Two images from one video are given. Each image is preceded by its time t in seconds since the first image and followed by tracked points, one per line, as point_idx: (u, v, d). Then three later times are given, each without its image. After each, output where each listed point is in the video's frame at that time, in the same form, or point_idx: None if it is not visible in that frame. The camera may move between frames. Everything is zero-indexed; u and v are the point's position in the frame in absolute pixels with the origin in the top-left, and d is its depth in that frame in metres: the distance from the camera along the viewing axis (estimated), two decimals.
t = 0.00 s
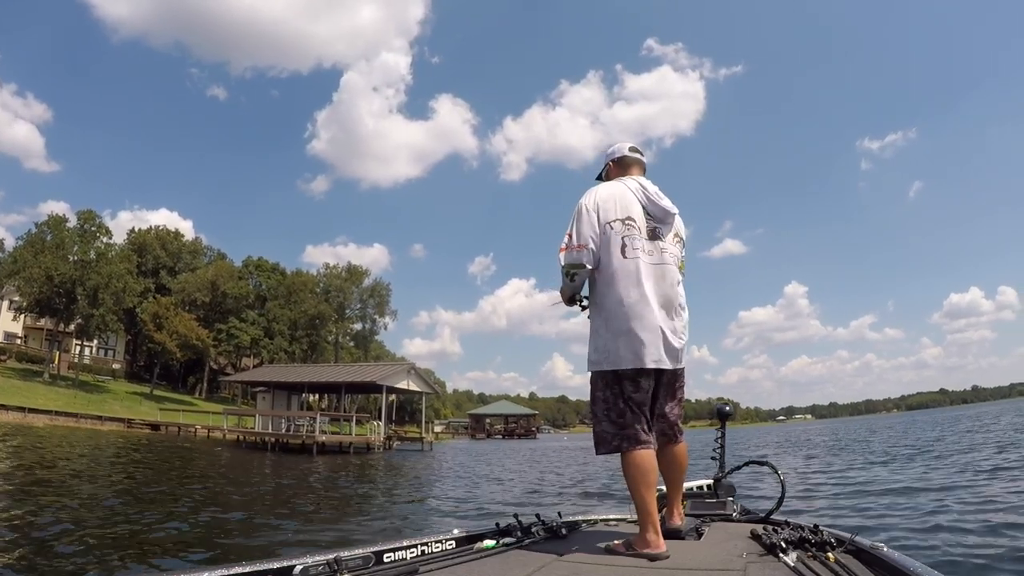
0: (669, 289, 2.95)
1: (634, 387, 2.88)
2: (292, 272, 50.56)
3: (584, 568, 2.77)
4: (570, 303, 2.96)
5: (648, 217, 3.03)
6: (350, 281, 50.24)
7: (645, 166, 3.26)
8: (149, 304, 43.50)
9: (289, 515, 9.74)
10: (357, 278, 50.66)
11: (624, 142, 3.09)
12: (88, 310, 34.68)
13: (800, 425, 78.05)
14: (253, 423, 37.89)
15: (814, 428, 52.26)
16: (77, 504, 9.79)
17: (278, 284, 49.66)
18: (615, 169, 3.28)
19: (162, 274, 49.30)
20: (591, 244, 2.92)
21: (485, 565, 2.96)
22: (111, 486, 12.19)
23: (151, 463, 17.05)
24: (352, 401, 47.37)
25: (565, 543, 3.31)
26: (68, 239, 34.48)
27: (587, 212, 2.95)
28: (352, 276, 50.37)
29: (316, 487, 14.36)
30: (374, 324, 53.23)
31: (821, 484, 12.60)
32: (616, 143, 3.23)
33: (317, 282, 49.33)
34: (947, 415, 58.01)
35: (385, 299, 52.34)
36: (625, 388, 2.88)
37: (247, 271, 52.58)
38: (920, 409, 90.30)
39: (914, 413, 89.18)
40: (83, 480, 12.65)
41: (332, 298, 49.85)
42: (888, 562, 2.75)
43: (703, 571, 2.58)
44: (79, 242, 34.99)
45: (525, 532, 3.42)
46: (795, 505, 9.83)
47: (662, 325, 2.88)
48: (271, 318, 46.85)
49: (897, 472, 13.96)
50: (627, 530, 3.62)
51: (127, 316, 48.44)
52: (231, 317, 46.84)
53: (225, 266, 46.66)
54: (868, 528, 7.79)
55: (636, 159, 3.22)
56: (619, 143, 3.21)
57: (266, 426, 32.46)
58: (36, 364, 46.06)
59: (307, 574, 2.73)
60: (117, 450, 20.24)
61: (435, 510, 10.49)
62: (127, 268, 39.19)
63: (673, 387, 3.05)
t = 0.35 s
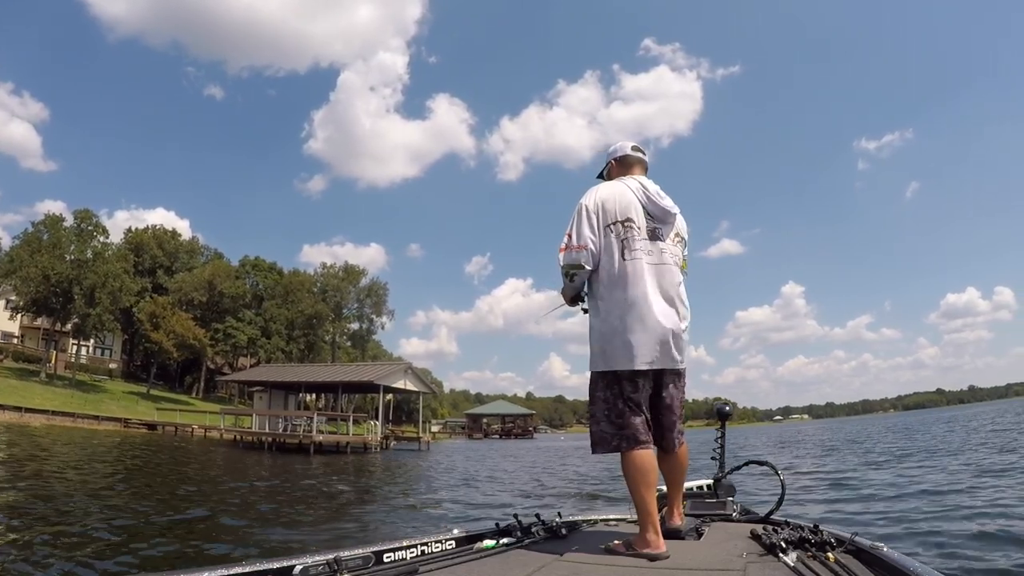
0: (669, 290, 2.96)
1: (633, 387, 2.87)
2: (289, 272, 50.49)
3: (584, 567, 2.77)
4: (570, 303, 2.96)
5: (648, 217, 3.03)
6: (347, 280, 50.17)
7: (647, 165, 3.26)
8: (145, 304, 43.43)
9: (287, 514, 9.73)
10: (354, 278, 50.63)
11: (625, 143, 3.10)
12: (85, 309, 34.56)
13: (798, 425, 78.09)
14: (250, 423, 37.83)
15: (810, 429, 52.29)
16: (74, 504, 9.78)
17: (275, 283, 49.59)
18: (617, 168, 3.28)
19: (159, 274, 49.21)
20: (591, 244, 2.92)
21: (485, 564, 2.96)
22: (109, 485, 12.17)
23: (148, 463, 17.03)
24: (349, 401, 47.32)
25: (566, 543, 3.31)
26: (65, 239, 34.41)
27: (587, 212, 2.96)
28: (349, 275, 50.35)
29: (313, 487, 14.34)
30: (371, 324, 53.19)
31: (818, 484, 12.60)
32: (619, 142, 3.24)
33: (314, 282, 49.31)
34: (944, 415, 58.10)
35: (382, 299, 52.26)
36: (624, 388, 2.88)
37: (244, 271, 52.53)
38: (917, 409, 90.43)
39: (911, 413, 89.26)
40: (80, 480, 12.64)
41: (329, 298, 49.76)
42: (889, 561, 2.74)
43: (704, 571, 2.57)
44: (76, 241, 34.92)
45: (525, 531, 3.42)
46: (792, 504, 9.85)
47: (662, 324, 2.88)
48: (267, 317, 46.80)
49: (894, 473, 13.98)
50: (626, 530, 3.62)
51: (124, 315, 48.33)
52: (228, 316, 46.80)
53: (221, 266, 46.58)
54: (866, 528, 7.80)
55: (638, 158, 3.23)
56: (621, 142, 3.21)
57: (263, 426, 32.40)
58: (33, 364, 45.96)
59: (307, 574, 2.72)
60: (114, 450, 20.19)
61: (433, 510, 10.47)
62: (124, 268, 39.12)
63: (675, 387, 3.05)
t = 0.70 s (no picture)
0: (671, 289, 2.95)
1: (632, 387, 2.87)
2: (286, 272, 50.42)
3: (584, 567, 2.76)
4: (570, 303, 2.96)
5: (649, 217, 3.03)
6: (345, 280, 50.13)
7: (647, 166, 3.26)
8: (143, 304, 43.37)
9: (285, 515, 9.71)
10: (352, 278, 50.58)
11: (626, 142, 3.09)
12: (82, 309, 34.53)
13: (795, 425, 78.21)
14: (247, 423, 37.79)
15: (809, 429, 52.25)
16: (72, 503, 9.76)
17: (272, 283, 49.53)
18: (616, 169, 3.28)
19: (156, 273, 49.14)
20: (591, 244, 2.92)
21: (485, 565, 2.96)
22: (106, 485, 12.17)
23: (145, 463, 17.01)
24: (347, 401, 47.26)
25: (565, 543, 3.31)
26: (62, 238, 34.35)
27: (587, 213, 2.95)
28: (347, 276, 50.29)
29: (311, 487, 14.34)
30: (368, 324, 53.14)
31: (817, 484, 12.61)
32: (618, 142, 3.23)
33: (312, 281, 49.25)
34: (942, 415, 58.10)
35: (380, 299, 52.21)
36: (624, 389, 2.87)
37: (241, 270, 52.48)
38: (914, 410, 90.48)
39: (909, 413, 89.28)
40: (77, 480, 12.61)
41: (326, 298, 49.69)
42: (887, 561, 2.75)
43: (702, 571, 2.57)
44: (73, 241, 34.85)
45: (525, 532, 3.42)
46: (792, 505, 9.86)
47: (664, 324, 2.87)
48: (265, 318, 46.71)
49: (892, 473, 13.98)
50: (627, 530, 3.62)
51: (121, 315, 48.27)
52: (226, 316, 46.74)
53: (219, 266, 46.53)
54: (866, 528, 7.81)
55: (637, 158, 3.22)
56: (620, 143, 3.21)
57: (260, 425, 32.37)
58: (30, 364, 45.90)
59: (306, 574, 2.72)
60: (110, 450, 20.16)
61: (432, 511, 10.46)
62: (121, 267, 39.03)
63: (676, 386, 3.05)
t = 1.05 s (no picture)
0: (672, 290, 2.94)
1: (632, 387, 2.87)
2: (285, 272, 50.39)
3: (583, 567, 2.77)
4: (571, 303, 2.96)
5: (649, 218, 3.02)
6: (343, 280, 50.10)
7: (646, 166, 3.26)
8: (141, 304, 43.31)
9: (284, 515, 9.70)
10: (350, 278, 50.54)
11: (625, 143, 3.09)
12: (79, 309, 34.50)
13: (793, 425, 78.30)
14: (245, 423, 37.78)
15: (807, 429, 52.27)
16: (68, 504, 9.73)
17: (270, 283, 49.47)
18: (616, 169, 3.28)
19: (154, 273, 49.09)
20: (592, 246, 2.92)
21: (485, 565, 2.96)
22: (105, 485, 12.14)
23: (142, 463, 16.98)
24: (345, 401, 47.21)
25: (565, 543, 3.31)
26: (60, 238, 34.30)
27: (588, 214, 2.95)
28: (345, 276, 50.26)
29: (309, 487, 14.32)
30: (367, 324, 53.12)
31: (815, 484, 12.62)
32: (617, 143, 3.23)
33: (310, 281, 49.19)
34: (940, 416, 58.17)
35: (379, 299, 52.21)
36: (624, 389, 2.87)
37: (240, 270, 52.47)
38: (912, 410, 90.52)
39: (907, 413, 89.32)
40: (75, 481, 12.56)
41: (325, 298, 49.65)
42: (887, 561, 2.75)
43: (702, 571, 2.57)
44: (71, 241, 34.79)
45: (525, 532, 3.42)
46: (791, 505, 9.86)
47: (663, 327, 2.87)
48: (263, 317, 46.64)
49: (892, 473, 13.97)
50: (626, 530, 3.62)
51: (119, 315, 48.23)
52: (224, 316, 46.71)
53: (217, 266, 46.52)
54: (865, 528, 7.82)
55: (637, 158, 3.22)
56: (620, 143, 3.21)
57: (258, 425, 32.34)
58: (28, 363, 45.82)
59: (306, 574, 2.72)
60: (107, 450, 20.13)
61: (430, 510, 10.46)
62: (119, 266, 38.98)
63: (675, 387, 3.04)
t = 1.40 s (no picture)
0: (672, 290, 2.94)
1: (632, 387, 2.87)
2: (283, 271, 50.34)
3: (583, 567, 2.76)
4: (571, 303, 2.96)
5: (650, 218, 3.02)
6: (342, 280, 50.08)
7: (646, 166, 3.26)
8: (139, 303, 43.26)
9: (281, 515, 9.68)
10: (349, 277, 50.51)
11: (625, 143, 3.08)
12: (78, 308, 34.49)
13: (790, 425, 78.45)
14: (244, 423, 37.76)
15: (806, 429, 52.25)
16: (66, 503, 9.70)
17: (269, 283, 49.43)
18: (615, 169, 3.28)
19: (153, 273, 49.05)
20: (592, 245, 2.92)
21: (485, 565, 2.96)
22: (103, 485, 12.10)
23: (140, 462, 16.96)
24: (343, 401, 47.20)
25: (565, 543, 3.31)
26: (58, 237, 34.24)
27: (588, 213, 2.95)
28: (344, 275, 50.23)
29: (307, 487, 14.29)
30: (365, 323, 53.09)
31: (814, 485, 12.62)
32: (617, 142, 3.23)
33: (309, 281, 49.15)
34: (938, 416, 58.20)
35: (377, 299, 52.20)
36: (624, 388, 2.87)
37: (238, 269, 52.45)
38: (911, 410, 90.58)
39: (905, 414, 89.36)
40: (73, 480, 12.52)
41: (323, 298, 49.61)
42: (887, 561, 2.75)
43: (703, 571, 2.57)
44: (69, 240, 34.73)
45: (524, 532, 3.42)
46: (791, 505, 9.84)
47: (664, 327, 2.87)
48: (261, 317, 46.60)
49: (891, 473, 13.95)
50: (626, 530, 3.62)
51: (118, 314, 48.18)
52: (222, 315, 46.67)
53: (215, 265, 46.51)
54: (864, 527, 7.82)
55: (637, 158, 3.22)
56: (620, 143, 3.21)
57: (257, 425, 32.32)
58: (26, 363, 45.74)
59: (306, 574, 2.71)
60: (105, 450, 20.08)
61: (429, 510, 10.44)
62: (117, 266, 38.94)
63: (676, 386, 3.05)
